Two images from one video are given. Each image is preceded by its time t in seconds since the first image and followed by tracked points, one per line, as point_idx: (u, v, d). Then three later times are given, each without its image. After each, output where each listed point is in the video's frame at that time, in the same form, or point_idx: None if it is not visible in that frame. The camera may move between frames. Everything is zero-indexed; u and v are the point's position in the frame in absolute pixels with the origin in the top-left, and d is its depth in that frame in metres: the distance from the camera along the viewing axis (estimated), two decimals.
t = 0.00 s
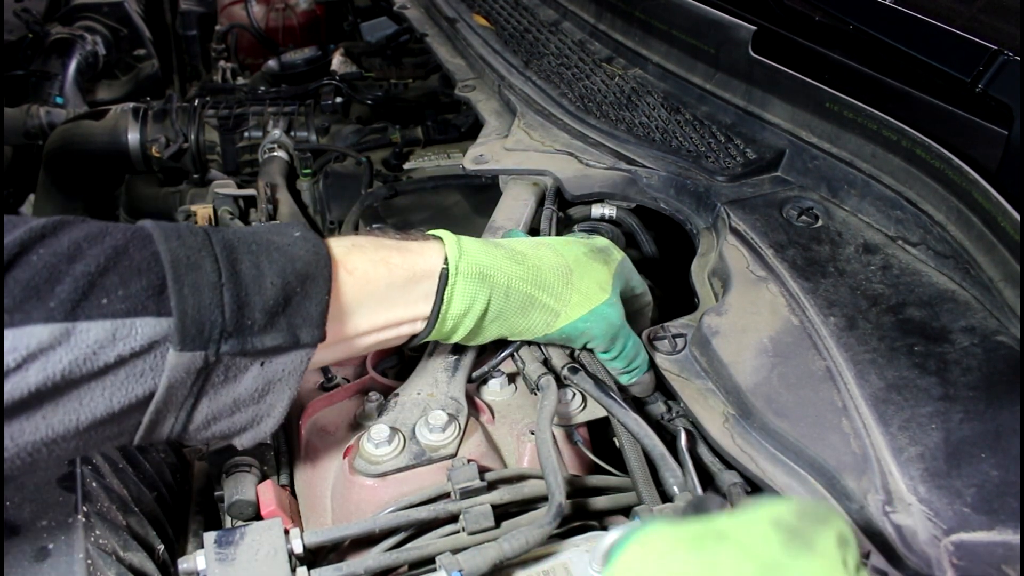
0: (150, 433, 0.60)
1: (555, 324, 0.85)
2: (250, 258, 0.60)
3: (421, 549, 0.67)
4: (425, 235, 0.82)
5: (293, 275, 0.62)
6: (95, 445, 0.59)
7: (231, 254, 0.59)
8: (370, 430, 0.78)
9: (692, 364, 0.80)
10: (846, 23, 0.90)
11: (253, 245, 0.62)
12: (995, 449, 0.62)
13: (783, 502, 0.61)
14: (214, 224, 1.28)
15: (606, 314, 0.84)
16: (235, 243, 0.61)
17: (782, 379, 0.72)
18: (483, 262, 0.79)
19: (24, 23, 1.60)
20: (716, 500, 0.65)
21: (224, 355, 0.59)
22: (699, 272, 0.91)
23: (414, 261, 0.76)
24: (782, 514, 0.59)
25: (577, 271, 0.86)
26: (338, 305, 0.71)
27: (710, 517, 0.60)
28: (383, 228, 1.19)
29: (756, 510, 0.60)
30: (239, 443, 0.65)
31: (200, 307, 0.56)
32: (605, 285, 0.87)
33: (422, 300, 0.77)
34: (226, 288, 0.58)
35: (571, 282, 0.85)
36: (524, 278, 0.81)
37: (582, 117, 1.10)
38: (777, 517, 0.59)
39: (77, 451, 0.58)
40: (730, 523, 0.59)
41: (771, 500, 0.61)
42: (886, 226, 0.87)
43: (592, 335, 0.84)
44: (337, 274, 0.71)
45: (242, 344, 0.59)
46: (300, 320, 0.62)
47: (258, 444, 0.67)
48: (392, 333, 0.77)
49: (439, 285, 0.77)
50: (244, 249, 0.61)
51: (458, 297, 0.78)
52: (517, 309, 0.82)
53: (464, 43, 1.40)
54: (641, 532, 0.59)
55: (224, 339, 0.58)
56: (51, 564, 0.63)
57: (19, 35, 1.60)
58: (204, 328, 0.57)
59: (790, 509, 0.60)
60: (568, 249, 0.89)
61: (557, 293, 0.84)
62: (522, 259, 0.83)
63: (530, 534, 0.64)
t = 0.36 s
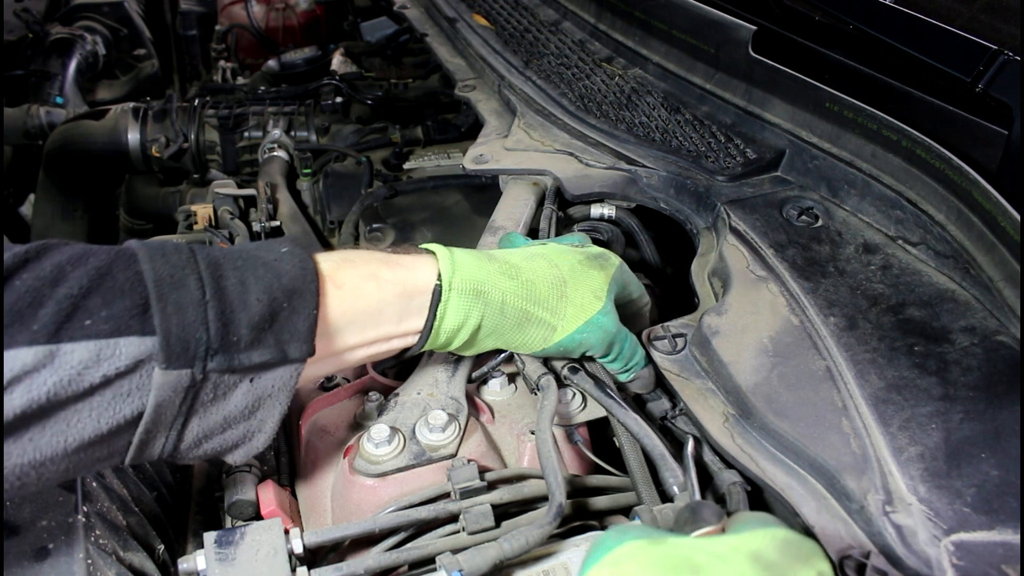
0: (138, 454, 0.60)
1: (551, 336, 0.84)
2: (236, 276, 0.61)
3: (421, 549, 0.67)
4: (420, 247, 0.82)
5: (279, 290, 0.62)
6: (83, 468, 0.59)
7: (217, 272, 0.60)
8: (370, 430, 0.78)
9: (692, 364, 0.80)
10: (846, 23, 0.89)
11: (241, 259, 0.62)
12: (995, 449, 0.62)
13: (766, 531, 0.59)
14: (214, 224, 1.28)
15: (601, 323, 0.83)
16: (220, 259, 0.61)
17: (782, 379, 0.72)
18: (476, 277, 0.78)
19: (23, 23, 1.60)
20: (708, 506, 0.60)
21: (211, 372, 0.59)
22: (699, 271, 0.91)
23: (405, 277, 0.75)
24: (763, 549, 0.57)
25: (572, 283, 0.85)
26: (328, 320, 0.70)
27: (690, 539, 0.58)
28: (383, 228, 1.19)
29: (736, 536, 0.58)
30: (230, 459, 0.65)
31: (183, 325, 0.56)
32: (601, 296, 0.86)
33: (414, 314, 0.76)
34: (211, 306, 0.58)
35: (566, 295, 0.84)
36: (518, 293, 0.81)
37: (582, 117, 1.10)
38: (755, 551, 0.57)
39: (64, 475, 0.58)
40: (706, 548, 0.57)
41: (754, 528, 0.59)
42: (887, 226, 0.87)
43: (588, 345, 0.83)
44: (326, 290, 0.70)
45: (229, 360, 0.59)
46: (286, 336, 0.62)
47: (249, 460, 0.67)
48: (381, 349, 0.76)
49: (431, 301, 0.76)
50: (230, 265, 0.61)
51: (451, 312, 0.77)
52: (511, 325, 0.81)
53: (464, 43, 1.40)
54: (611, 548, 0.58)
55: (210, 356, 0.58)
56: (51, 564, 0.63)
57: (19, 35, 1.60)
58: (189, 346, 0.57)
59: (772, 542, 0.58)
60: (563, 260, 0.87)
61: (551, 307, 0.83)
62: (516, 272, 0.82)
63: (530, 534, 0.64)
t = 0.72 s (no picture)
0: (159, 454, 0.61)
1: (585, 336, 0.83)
2: (269, 278, 0.60)
3: (421, 549, 0.67)
4: (458, 244, 0.80)
5: (313, 295, 0.61)
6: (108, 469, 0.59)
7: (249, 272, 0.59)
8: (371, 430, 0.78)
9: (692, 364, 0.80)
10: (846, 23, 0.89)
11: (274, 259, 0.61)
12: (995, 449, 0.62)
13: (775, 531, 0.60)
14: (214, 224, 1.28)
15: (636, 322, 0.83)
16: (253, 259, 0.60)
17: (782, 379, 0.72)
18: (519, 277, 0.77)
19: (23, 23, 1.60)
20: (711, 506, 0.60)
21: (240, 380, 0.59)
22: (699, 271, 0.91)
23: (448, 277, 0.73)
24: (770, 548, 0.58)
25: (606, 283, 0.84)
26: (367, 320, 0.68)
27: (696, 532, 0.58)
28: (383, 228, 1.19)
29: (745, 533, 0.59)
30: (252, 460, 0.66)
31: (215, 331, 0.56)
32: (632, 296, 0.86)
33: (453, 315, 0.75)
34: (243, 311, 0.57)
35: (601, 295, 0.83)
36: (559, 292, 0.80)
37: (582, 118, 1.10)
38: (761, 550, 0.58)
39: (87, 475, 0.59)
40: (711, 544, 0.57)
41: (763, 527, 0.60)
42: (887, 226, 0.87)
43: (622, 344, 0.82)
44: (363, 292, 0.68)
45: (259, 367, 0.59)
46: (317, 343, 0.62)
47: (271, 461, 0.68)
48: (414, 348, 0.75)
49: (472, 301, 0.75)
50: (262, 266, 0.60)
51: (492, 312, 0.76)
52: (551, 323, 0.80)
53: (465, 43, 1.40)
54: (615, 538, 0.58)
55: (240, 364, 0.58)
56: (51, 565, 0.63)
57: (18, 35, 1.60)
58: (220, 353, 0.56)
59: (781, 542, 0.59)
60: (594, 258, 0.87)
61: (589, 307, 0.82)
62: (555, 272, 0.81)
63: (531, 534, 0.64)
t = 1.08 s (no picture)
0: (163, 469, 0.61)
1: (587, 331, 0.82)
2: (260, 288, 0.60)
3: (421, 549, 0.67)
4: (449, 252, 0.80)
5: (305, 302, 0.61)
6: (112, 486, 0.59)
7: (240, 284, 0.59)
8: (371, 430, 0.78)
9: (692, 364, 0.80)
10: (846, 23, 0.89)
11: (264, 271, 0.61)
12: (995, 449, 0.62)
13: None
14: (214, 224, 1.28)
15: (633, 310, 0.83)
16: (243, 271, 0.60)
17: (782, 379, 0.72)
18: (513, 276, 0.77)
19: (23, 23, 1.60)
20: (734, 546, 0.57)
21: (238, 390, 0.59)
22: (700, 272, 0.91)
23: (439, 278, 0.73)
24: None
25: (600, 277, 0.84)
26: (364, 323, 0.68)
27: None
28: (383, 228, 1.19)
29: None
30: (258, 472, 0.66)
31: (209, 342, 0.56)
32: (626, 287, 0.86)
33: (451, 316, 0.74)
34: (235, 321, 0.57)
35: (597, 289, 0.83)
36: (554, 290, 0.79)
37: (582, 118, 1.10)
38: None
39: (92, 495, 0.59)
40: None
41: None
42: (886, 226, 0.87)
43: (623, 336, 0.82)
44: (354, 295, 0.68)
45: (256, 376, 0.58)
46: (314, 348, 0.61)
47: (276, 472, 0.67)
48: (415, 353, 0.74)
49: (469, 303, 0.75)
50: (253, 276, 0.60)
51: (490, 313, 0.76)
52: (549, 322, 0.79)
53: (464, 43, 1.40)
54: None
55: (237, 373, 0.58)
56: (51, 565, 0.63)
57: (18, 35, 1.60)
58: (215, 364, 0.56)
59: None
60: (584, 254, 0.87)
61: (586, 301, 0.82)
62: (548, 271, 0.81)
63: (531, 535, 0.64)
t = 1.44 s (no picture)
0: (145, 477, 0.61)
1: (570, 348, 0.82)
2: (245, 300, 0.60)
3: (421, 549, 0.67)
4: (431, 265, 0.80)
5: (290, 318, 0.62)
6: (92, 494, 0.59)
7: (227, 297, 0.59)
8: (371, 430, 0.78)
9: (692, 364, 0.80)
10: (846, 23, 0.89)
11: (250, 283, 0.61)
12: (995, 449, 0.62)
13: (761, 564, 0.55)
14: (214, 224, 1.28)
15: (616, 329, 0.82)
16: (228, 282, 0.60)
17: (782, 379, 0.72)
18: (493, 297, 0.77)
19: (23, 23, 1.60)
20: (724, 532, 0.60)
21: (219, 403, 0.59)
22: (700, 271, 0.91)
23: (421, 298, 0.74)
24: None
25: (585, 292, 0.84)
26: (343, 343, 0.69)
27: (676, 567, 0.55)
28: (383, 228, 1.19)
29: (728, 569, 0.55)
30: (237, 478, 0.66)
31: (193, 357, 0.56)
32: (612, 300, 0.85)
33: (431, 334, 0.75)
34: (220, 335, 0.57)
35: (581, 305, 0.83)
36: (534, 309, 0.80)
37: (582, 118, 1.10)
38: None
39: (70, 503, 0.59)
40: None
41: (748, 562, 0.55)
42: (886, 226, 0.87)
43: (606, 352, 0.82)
44: (341, 315, 0.69)
45: (237, 391, 0.59)
46: (296, 364, 0.62)
47: (256, 477, 0.67)
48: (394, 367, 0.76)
49: (448, 322, 0.75)
50: (238, 289, 0.60)
51: (468, 334, 0.77)
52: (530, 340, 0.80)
53: (465, 43, 1.40)
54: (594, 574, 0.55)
55: (219, 388, 0.58)
56: (51, 565, 0.63)
57: (18, 35, 1.60)
58: (198, 378, 0.56)
59: None
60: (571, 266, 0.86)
61: (568, 320, 0.82)
62: (531, 288, 0.81)
63: (531, 535, 0.64)
